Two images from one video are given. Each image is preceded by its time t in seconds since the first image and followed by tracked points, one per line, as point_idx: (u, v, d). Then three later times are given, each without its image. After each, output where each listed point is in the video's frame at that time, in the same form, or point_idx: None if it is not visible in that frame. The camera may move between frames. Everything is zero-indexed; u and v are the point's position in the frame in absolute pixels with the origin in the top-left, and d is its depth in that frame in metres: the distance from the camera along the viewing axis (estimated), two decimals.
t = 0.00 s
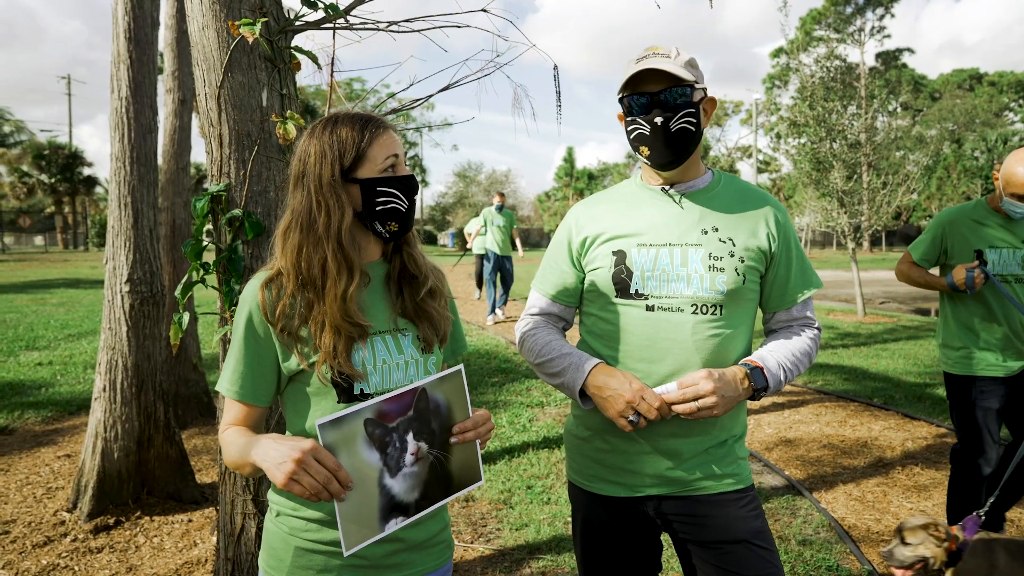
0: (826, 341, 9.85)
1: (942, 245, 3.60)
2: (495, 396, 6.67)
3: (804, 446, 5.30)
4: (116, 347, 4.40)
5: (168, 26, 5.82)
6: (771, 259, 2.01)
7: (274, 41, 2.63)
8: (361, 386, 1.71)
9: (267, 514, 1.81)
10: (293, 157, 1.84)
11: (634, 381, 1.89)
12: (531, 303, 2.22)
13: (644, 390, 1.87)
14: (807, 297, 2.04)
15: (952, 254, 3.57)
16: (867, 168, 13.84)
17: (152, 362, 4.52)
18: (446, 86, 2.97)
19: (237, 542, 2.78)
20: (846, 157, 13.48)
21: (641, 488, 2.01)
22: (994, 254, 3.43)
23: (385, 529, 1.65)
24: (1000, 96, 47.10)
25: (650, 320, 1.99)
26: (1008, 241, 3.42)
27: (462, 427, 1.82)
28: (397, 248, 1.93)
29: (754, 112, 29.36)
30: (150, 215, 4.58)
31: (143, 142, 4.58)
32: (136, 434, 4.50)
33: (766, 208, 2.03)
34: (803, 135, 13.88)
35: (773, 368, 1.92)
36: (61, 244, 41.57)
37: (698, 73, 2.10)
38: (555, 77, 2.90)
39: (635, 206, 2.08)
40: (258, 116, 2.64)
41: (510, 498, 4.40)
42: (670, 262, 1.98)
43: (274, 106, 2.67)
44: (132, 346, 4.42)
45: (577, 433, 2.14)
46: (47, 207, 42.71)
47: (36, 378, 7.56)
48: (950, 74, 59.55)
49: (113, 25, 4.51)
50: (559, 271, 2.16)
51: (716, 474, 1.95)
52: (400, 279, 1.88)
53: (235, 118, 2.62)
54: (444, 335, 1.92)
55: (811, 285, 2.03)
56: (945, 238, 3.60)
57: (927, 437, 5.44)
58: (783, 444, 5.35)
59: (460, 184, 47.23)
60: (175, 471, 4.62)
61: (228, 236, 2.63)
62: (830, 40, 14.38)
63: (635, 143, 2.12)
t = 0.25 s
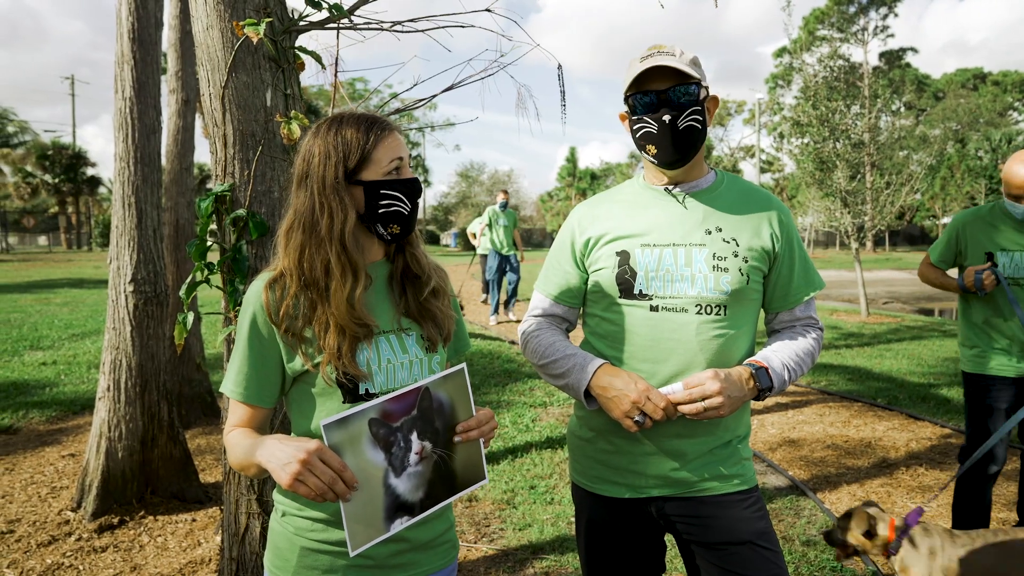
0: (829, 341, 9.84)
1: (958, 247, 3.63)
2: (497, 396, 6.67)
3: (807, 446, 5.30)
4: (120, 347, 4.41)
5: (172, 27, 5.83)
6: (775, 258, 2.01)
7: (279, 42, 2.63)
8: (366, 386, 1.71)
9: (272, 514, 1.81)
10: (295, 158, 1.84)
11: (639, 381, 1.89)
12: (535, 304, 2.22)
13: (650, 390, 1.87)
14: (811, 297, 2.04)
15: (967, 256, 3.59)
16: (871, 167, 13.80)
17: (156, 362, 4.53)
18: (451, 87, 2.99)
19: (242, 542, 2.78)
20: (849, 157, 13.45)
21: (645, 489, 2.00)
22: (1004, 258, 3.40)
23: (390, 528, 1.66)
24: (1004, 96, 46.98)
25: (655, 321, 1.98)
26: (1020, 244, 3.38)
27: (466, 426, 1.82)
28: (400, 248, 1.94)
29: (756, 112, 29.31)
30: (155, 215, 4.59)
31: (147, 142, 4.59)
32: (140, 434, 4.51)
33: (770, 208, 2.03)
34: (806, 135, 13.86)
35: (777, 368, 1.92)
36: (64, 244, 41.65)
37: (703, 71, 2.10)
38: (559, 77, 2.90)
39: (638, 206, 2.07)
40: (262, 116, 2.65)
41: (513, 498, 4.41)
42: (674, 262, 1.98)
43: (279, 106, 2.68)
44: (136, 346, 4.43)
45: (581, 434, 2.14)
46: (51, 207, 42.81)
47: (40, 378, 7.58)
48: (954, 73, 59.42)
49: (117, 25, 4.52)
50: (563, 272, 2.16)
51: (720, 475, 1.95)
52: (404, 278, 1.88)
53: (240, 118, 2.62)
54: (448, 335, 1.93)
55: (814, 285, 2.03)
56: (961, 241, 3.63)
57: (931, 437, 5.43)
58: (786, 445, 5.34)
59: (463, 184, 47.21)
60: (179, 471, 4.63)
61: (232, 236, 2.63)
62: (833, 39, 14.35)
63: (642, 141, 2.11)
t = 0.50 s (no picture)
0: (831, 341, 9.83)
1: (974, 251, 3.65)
2: (499, 396, 6.66)
3: (809, 446, 5.29)
4: (122, 347, 4.41)
5: (173, 26, 5.83)
6: (777, 258, 2.00)
7: (280, 41, 2.63)
8: (368, 386, 1.70)
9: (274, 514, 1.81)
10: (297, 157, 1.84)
11: (639, 381, 1.89)
12: (536, 305, 2.22)
13: (649, 390, 1.86)
14: (812, 296, 2.03)
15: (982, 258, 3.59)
16: (872, 167, 13.78)
17: (158, 362, 4.52)
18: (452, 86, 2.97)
19: (243, 541, 2.78)
20: (851, 157, 13.43)
21: (647, 489, 2.00)
22: (1010, 259, 3.38)
23: (391, 531, 1.65)
24: (1005, 96, 46.92)
25: (656, 321, 1.98)
26: None
27: (467, 428, 1.81)
28: (403, 248, 1.93)
29: (757, 113, 29.28)
30: (156, 215, 4.58)
31: (149, 141, 4.58)
32: (141, 434, 4.51)
33: (771, 207, 2.02)
34: (808, 135, 13.84)
35: (778, 367, 1.92)
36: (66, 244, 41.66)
37: (702, 69, 2.10)
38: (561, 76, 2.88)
39: (639, 206, 2.07)
40: (264, 116, 2.65)
41: (514, 498, 4.40)
42: (675, 262, 1.97)
43: (281, 105, 2.67)
44: (138, 346, 4.43)
45: (583, 434, 2.14)
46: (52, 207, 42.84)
47: (41, 378, 7.57)
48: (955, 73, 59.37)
49: (119, 25, 4.52)
50: (564, 272, 2.16)
51: (722, 475, 1.95)
52: (406, 278, 1.88)
53: (241, 117, 2.62)
54: (451, 334, 1.93)
55: (815, 284, 2.03)
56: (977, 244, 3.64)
57: (933, 437, 5.42)
58: (788, 445, 5.33)
59: (464, 184, 47.20)
60: (180, 471, 4.63)
61: (234, 236, 2.63)
62: (835, 39, 14.33)
63: (641, 140, 2.11)
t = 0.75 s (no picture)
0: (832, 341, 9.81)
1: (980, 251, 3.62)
2: (500, 396, 6.66)
3: (810, 446, 5.29)
4: (123, 347, 4.41)
5: (174, 26, 5.82)
6: (778, 256, 2.00)
7: (281, 40, 2.62)
8: (369, 386, 1.70)
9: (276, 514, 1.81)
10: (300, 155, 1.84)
11: (638, 380, 1.88)
12: (537, 303, 2.21)
13: (649, 390, 1.86)
14: (814, 294, 2.03)
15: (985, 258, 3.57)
16: (873, 167, 13.77)
17: (158, 362, 4.52)
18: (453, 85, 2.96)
19: (245, 541, 2.78)
20: (852, 157, 13.40)
21: (648, 489, 2.00)
22: (1007, 257, 3.37)
23: (391, 532, 1.65)
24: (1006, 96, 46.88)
25: (656, 320, 1.98)
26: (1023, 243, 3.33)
27: (467, 429, 1.81)
28: (404, 248, 1.93)
29: (758, 113, 29.26)
30: (157, 215, 4.58)
31: (150, 141, 4.59)
32: (142, 434, 4.51)
33: (773, 205, 2.02)
34: (809, 135, 13.84)
35: (779, 367, 1.92)
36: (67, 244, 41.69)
37: (701, 68, 2.09)
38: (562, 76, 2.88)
39: (640, 206, 2.07)
40: (266, 115, 2.64)
41: (516, 497, 4.40)
42: (675, 261, 1.97)
43: (282, 105, 2.67)
44: (139, 346, 4.43)
45: (584, 434, 2.13)
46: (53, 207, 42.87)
47: (43, 377, 7.58)
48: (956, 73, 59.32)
49: (120, 25, 4.53)
50: (565, 271, 2.16)
51: (723, 475, 1.94)
52: (408, 278, 1.88)
53: (242, 117, 2.62)
54: (452, 335, 1.93)
55: (817, 282, 2.02)
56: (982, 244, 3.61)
57: (935, 437, 5.41)
58: (789, 445, 5.33)
59: (464, 184, 47.19)
60: (181, 470, 4.63)
61: (235, 235, 2.63)
62: (836, 39, 14.32)
63: (640, 140, 2.11)
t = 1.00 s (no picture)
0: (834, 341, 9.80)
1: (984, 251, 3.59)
2: (501, 396, 6.65)
3: (812, 446, 5.28)
4: (123, 346, 4.41)
5: (175, 26, 5.82)
6: (780, 255, 1.99)
7: (282, 39, 2.62)
8: (369, 386, 1.70)
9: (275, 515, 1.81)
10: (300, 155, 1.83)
11: (638, 379, 1.88)
12: (537, 301, 2.21)
13: (649, 388, 1.85)
14: (817, 293, 2.02)
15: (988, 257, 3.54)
16: (875, 167, 13.76)
17: (160, 361, 4.52)
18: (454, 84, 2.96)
19: (245, 541, 2.77)
20: (853, 156, 13.34)
21: (649, 488, 1.99)
22: (1004, 253, 3.36)
23: (389, 532, 1.64)
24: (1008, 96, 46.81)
25: (657, 318, 1.97)
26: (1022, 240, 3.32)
27: (467, 431, 1.80)
28: (405, 248, 1.92)
29: (760, 113, 29.22)
30: (158, 214, 4.58)
31: (151, 141, 4.58)
32: (143, 434, 4.51)
33: (775, 204, 2.01)
34: (810, 135, 13.82)
35: (781, 366, 1.91)
36: (69, 244, 41.73)
37: (701, 67, 2.07)
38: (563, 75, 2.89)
39: (641, 204, 2.06)
40: (266, 114, 2.64)
41: (517, 497, 4.39)
42: (676, 259, 1.96)
43: (283, 104, 2.66)
44: (140, 346, 4.43)
45: (585, 433, 2.13)
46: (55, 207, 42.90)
47: (44, 378, 7.57)
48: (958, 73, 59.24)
49: (121, 25, 4.53)
50: (565, 269, 2.15)
51: (724, 475, 1.94)
52: (408, 279, 1.87)
53: (242, 116, 2.62)
54: (454, 335, 1.92)
55: (820, 280, 2.01)
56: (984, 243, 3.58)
57: (936, 438, 5.40)
58: (791, 445, 5.32)
59: (466, 184, 47.17)
60: (182, 470, 4.63)
61: (235, 235, 2.63)
62: (837, 38, 14.29)
63: (641, 140, 2.11)
